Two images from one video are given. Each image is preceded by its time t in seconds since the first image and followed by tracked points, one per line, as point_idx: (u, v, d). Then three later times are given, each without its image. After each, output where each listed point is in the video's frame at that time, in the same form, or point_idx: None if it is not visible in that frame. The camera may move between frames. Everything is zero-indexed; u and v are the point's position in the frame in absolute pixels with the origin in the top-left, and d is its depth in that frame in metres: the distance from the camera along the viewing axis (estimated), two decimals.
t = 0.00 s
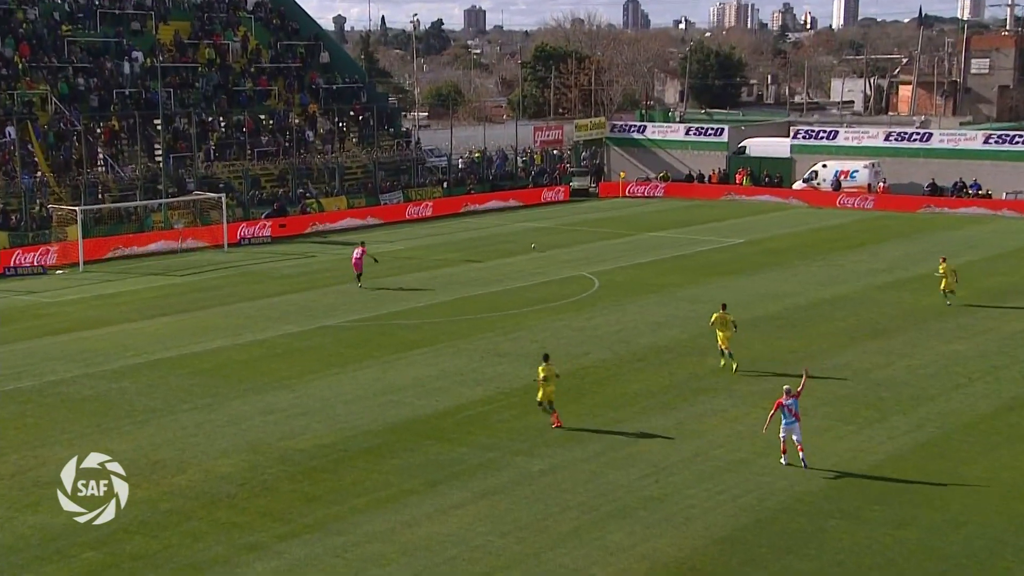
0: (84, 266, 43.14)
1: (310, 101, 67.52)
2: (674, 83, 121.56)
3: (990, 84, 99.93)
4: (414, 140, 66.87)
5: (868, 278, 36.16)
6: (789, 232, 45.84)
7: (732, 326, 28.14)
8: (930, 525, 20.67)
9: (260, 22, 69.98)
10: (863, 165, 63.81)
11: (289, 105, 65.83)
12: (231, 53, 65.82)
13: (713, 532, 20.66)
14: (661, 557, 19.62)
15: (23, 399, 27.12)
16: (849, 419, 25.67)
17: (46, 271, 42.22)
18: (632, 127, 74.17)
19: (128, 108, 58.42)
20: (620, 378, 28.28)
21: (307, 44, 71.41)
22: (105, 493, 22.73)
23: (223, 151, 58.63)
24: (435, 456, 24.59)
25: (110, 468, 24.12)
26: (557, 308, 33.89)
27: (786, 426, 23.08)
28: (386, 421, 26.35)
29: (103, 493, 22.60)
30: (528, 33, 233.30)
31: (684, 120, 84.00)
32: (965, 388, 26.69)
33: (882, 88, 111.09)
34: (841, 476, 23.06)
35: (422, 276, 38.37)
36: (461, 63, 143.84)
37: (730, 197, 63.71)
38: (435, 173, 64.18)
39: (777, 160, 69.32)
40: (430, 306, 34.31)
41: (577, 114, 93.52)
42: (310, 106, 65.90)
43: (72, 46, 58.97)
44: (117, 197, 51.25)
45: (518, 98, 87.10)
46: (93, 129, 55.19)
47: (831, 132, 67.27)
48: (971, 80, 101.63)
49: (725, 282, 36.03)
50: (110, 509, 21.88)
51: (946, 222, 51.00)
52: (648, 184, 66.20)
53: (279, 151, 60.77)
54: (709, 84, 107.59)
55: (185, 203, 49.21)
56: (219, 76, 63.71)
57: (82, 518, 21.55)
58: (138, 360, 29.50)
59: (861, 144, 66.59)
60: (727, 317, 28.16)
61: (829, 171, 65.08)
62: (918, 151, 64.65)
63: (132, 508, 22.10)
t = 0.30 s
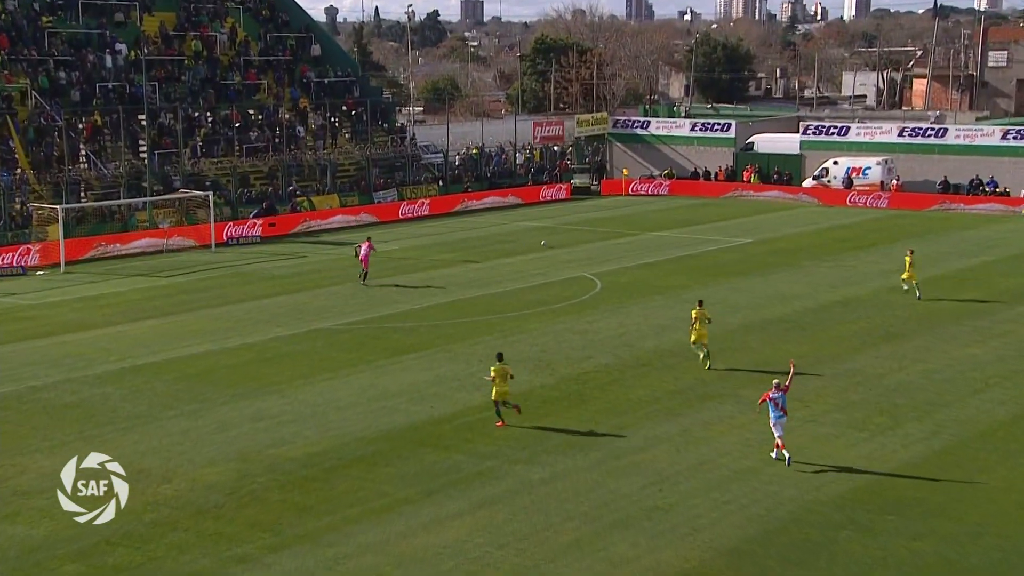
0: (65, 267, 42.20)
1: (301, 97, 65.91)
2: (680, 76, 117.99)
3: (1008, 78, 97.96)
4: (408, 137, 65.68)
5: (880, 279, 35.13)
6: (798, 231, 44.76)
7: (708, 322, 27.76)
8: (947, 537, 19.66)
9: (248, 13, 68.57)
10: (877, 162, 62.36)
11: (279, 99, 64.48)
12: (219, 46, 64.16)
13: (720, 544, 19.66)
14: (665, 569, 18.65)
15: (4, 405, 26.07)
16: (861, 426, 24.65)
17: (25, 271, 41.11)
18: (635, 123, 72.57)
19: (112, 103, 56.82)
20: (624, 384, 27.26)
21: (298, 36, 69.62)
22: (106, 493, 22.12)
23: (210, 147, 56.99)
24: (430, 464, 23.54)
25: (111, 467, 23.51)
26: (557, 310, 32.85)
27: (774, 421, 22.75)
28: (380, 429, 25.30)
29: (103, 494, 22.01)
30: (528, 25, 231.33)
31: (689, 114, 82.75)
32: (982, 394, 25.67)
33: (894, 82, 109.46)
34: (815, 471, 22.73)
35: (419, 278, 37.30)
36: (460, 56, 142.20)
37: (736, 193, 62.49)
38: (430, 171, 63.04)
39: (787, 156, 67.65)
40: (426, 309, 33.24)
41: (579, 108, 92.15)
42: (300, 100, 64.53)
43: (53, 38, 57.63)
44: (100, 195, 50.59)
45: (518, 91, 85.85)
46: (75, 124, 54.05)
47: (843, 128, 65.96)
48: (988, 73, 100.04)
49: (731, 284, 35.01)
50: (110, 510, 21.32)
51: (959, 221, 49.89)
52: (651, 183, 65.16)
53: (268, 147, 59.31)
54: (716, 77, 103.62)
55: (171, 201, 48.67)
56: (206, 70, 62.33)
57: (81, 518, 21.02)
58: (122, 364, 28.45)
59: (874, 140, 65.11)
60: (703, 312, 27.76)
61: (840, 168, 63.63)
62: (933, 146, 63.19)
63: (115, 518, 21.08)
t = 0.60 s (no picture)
0: (47, 271, 41.21)
1: (293, 92, 64.78)
2: (685, 71, 116.03)
3: None
4: (404, 134, 64.60)
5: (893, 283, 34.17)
6: (807, 233, 43.74)
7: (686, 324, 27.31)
8: (966, 551, 18.70)
9: (237, 7, 67.33)
10: (891, 160, 61.09)
11: (270, 95, 63.14)
12: (208, 40, 62.93)
13: (729, 558, 18.70)
14: None
15: None
16: (874, 435, 23.67)
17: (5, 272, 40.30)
18: (640, 120, 71.52)
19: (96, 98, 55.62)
20: (627, 391, 26.30)
21: (289, 30, 68.51)
22: (106, 493, 21.64)
23: (199, 145, 55.91)
24: (426, 475, 22.55)
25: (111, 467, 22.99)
26: (559, 315, 31.88)
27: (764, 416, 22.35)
28: (375, 438, 24.31)
29: (103, 494, 21.53)
30: (530, 19, 229.71)
31: (696, 111, 81.64)
32: (1001, 402, 24.69)
33: (909, 76, 107.78)
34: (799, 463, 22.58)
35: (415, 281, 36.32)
36: (459, 51, 140.80)
37: (744, 193, 61.49)
38: (427, 169, 62.04)
39: (797, 154, 66.75)
40: (423, 313, 32.27)
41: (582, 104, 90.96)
42: (292, 97, 63.20)
43: (35, 31, 56.31)
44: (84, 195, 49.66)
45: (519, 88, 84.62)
46: (58, 121, 52.85)
47: (856, 125, 64.83)
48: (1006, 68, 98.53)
49: (738, 287, 34.05)
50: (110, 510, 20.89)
51: (974, 221, 48.88)
52: (657, 182, 64.17)
53: (259, 145, 58.20)
54: (724, 72, 102.04)
55: (158, 201, 47.54)
56: (195, 65, 60.92)
57: (81, 518, 20.62)
58: (106, 371, 27.46)
59: (887, 137, 64.05)
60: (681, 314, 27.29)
61: (852, 165, 62.34)
62: (950, 144, 62.10)
63: (97, 531, 20.10)
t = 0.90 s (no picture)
0: (27, 277, 40.47)
1: (282, 90, 63.74)
2: (691, 69, 113.86)
3: None
4: (397, 134, 63.60)
5: (905, 288, 33.21)
6: (815, 236, 42.74)
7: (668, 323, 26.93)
8: (986, 570, 17.76)
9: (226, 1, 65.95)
10: (904, 161, 60.27)
11: (259, 94, 62.14)
12: (195, 35, 61.82)
13: None
14: None
15: None
16: (888, 447, 22.71)
17: None
18: (644, 120, 70.56)
19: (79, 97, 55.04)
20: (630, 401, 25.34)
21: (280, 26, 67.33)
22: (107, 493, 21.22)
23: (185, 145, 54.99)
24: (420, 488, 21.54)
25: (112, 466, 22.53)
26: (559, 322, 30.92)
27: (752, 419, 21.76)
28: (368, 450, 23.31)
29: (102, 494, 21.10)
30: (530, 16, 228.24)
31: (701, 109, 80.68)
32: (1019, 412, 23.75)
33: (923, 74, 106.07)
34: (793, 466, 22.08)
35: (410, 287, 35.34)
36: (456, 48, 139.32)
37: (752, 193, 60.46)
38: (422, 171, 61.16)
39: (807, 154, 65.97)
40: (419, 320, 31.29)
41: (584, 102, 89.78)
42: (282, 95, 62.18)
43: (15, 27, 55.04)
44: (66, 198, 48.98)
45: (518, 85, 83.47)
46: (38, 120, 51.95)
47: (868, 125, 63.83)
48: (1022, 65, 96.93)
49: (743, 293, 33.11)
50: (111, 510, 20.53)
51: (986, 224, 47.86)
52: (661, 184, 63.09)
53: (247, 145, 57.21)
54: (731, 70, 100.73)
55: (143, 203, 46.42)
56: (181, 62, 59.88)
57: (80, 518, 20.29)
58: (87, 381, 26.45)
59: (901, 137, 63.18)
60: (663, 312, 27.03)
61: (864, 167, 61.46)
62: (966, 144, 61.28)
63: (76, 548, 19.10)
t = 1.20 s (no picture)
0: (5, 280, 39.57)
1: (269, 86, 62.62)
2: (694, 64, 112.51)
3: None
4: (388, 132, 62.58)
5: (914, 292, 32.34)
6: (820, 238, 41.82)
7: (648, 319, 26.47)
8: None
9: None
10: (915, 160, 59.32)
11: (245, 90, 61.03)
12: (178, 29, 60.63)
13: None
14: None
15: None
16: (898, 457, 21.78)
17: None
18: (645, 117, 69.66)
19: (57, 93, 53.68)
20: (630, 408, 24.45)
21: (268, 19, 66.09)
22: (109, 492, 20.77)
23: (168, 143, 53.97)
24: (412, 500, 20.58)
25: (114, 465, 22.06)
26: (557, 327, 30.01)
27: (740, 418, 21.58)
28: (358, 460, 22.37)
29: (101, 494, 20.63)
30: (529, 10, 226.85)
31: (704, 107, 79.89)
32: None
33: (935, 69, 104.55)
34: (777, 465, 21.65)
35: (402, 290, 34.43)
36: (449, 42, 137.89)
37: (756, 193, 59.64)
38: (414, 170, 60.20)
39: (815, 152, 65.10)
40: (412, 325, 30.37)
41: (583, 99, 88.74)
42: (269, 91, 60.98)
43: None
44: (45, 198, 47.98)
45: (514, 81, 82.36)
46: (15, 117, 50.88)
47: (878, 121, 63.11)
48: None
49: (746, 297, 32.23)
50: (111, 509, 20.09)
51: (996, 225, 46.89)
52: (664, 184, 62.21)
53: (233, 143, 56.13)
54: (735, 65, 99.57)
55: (123, 204, 46.04)
56: (163, 57, 58.75)
57: (78, 518, 19.86)
58: (67, 389, 25.48)
59: (911, 135, 62.42)
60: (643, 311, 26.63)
61: (873, 166, 60.31)
62: (979, 143, 60.59)
63: (51, 564, 18.12)
